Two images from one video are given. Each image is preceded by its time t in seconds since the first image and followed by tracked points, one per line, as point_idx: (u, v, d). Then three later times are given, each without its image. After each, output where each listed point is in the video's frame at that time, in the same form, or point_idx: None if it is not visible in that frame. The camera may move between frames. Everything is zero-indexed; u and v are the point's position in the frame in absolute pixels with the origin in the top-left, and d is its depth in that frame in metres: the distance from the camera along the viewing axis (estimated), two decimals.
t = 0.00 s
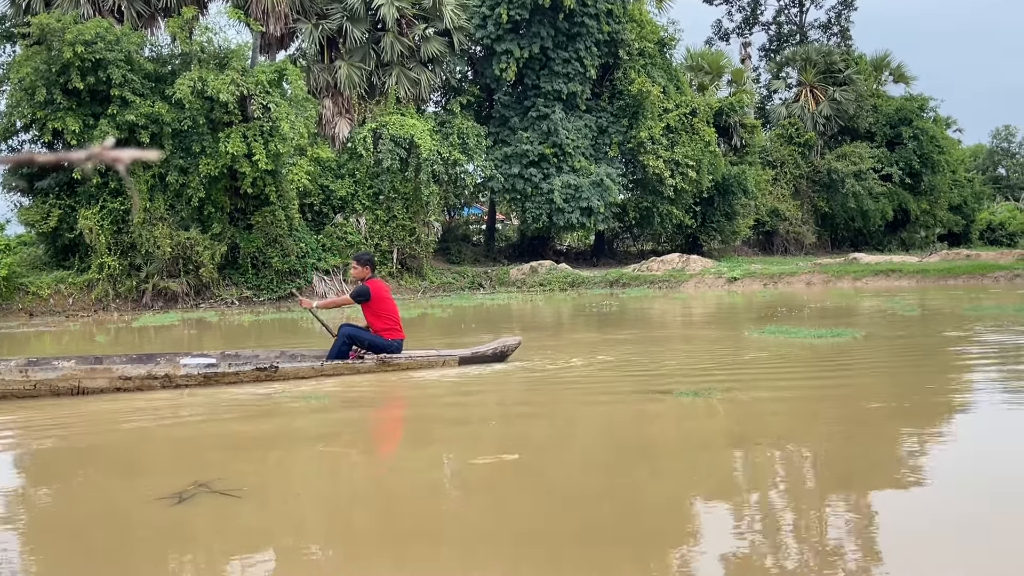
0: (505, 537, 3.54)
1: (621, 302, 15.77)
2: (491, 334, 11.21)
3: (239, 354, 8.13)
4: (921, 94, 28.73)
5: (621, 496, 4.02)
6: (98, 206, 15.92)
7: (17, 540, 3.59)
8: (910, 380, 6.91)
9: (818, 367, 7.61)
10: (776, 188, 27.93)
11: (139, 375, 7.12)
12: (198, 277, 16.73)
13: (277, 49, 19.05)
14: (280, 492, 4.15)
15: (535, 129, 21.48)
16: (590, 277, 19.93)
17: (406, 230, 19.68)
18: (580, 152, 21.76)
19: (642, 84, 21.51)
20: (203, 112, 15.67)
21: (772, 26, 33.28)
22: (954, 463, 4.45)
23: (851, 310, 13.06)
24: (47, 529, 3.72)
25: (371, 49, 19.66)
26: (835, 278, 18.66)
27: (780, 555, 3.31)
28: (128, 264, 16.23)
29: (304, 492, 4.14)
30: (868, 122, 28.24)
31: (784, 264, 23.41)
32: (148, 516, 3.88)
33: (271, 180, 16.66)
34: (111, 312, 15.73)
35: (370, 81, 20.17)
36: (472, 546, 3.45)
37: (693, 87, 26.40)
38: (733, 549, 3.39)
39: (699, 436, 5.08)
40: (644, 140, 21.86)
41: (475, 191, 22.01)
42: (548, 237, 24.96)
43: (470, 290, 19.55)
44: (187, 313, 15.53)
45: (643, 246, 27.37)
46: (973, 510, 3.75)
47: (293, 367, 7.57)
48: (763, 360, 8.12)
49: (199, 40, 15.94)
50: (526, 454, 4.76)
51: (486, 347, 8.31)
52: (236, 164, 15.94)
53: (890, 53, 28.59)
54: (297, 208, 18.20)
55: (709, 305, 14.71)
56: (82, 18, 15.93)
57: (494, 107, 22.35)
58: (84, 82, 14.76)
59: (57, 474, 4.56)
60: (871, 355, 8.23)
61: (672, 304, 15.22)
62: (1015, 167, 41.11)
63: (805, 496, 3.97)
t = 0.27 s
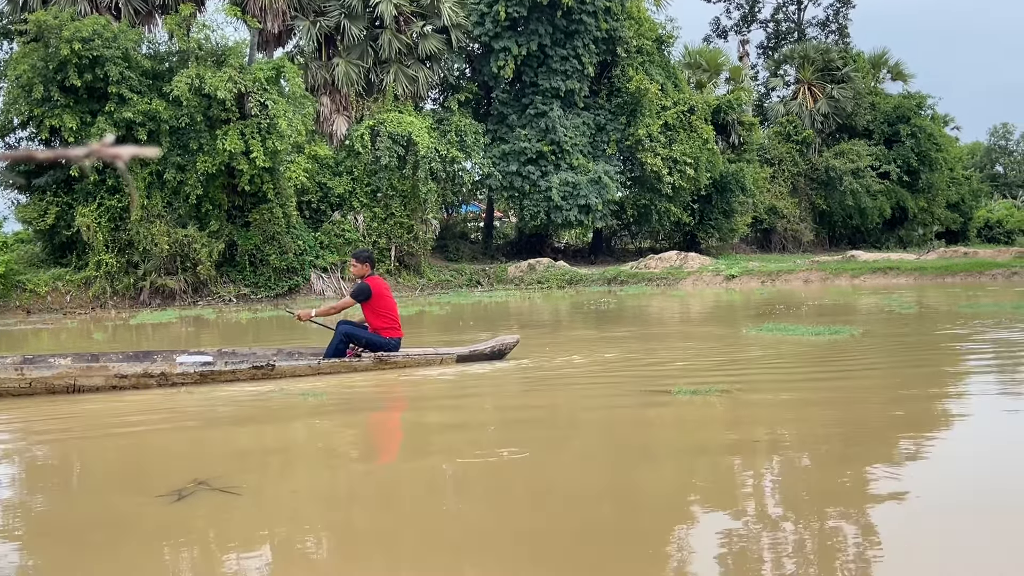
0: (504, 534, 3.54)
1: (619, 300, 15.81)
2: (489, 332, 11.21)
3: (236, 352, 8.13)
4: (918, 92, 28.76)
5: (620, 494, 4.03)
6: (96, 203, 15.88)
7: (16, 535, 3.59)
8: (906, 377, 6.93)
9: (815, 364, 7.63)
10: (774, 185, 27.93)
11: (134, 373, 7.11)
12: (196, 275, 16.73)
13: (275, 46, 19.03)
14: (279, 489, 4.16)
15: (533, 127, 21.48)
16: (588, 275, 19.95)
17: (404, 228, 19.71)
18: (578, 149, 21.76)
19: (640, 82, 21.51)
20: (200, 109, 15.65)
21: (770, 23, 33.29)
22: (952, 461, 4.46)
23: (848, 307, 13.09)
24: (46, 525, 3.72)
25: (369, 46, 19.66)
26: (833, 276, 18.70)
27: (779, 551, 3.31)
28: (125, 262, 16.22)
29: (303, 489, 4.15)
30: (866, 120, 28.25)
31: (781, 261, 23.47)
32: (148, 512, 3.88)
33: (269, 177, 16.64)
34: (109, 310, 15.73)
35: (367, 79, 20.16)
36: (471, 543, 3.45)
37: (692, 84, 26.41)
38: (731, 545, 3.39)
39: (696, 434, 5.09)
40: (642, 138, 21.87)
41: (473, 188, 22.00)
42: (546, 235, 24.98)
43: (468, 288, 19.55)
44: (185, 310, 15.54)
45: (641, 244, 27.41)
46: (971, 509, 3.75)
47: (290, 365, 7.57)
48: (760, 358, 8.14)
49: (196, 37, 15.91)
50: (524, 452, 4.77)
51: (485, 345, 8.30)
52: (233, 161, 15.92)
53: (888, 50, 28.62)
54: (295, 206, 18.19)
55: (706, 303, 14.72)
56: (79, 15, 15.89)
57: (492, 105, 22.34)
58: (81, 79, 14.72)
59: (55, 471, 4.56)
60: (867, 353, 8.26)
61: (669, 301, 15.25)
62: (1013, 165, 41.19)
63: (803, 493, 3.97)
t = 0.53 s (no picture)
0: (502, 533, 3.54)
1: (617, 298, 15.82)
2: (487, 329, 11.22)
3: (235, 349, 8.14)
4: (917, 90, 28.78)
5: (617, 492, 4.04)
6: (93, 201, 15.86)
7: (14, 537, 3.59)
8: (904, 375, 6.93)
9: (812, 362, 7.65)
10: (772, 183, 27.93)
11: (133, 371, 7.15)
12: (194, 273, 16.68)
13: (273, 44, 19.01)
14: (278, 487, 4.17)
15: (531, 124, 21.47)
16: (587, 273, 19.97)
17: (403, 226, 19.70)
18: (576, 147, 21.77)
19: (639, 80, 21.51)
20: (198, 107, 15.64)
21: (768, 21, 33.30)
22: (950, 459, 4.45)
23: (846, 305, 13.12)
24: (43, 526, 3.72)
25: (367, 44, 19.66)
26: (831, 274, 18.71)
27: (776, 548, 3.31)
28: (123, 260, 16.22)
29: (301, 488, 4.15)
30: (864, 118, 28.27)
31: (780, 259, 23.50)
32: (146, 512, 3.89)
33: (267, 175, 16.63)
34: (106, 308, 15.71)
35: (366, 77, 20.13)
36: (469, 542, 3.46)
37: (690, 82, 26.42)
38: (727, 542, 3.39)
39: (693, 432, 5.11)
40: (640, 136, 21.88)
41: (471, 186, 22.00)
42: (544, 233, 24.98)
43: (467, 286, 19.56)
44: (184, 308, 15.52)
45: (639, 242, 27.43)
46: (969, 508, 3.74)
47: (288, 363, 7.57)
48: (758, 356, 8.14)
49: (194, 35, 15.89)
50: (521, 449, 4.78)
51: (485, 342, 8.27)
52: (231, 159, 15.92)
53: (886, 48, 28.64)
54: (293, 203, 18.17)
55: (705, 300, 14.73)
56: (77, 13, 15.86)
57: (490, 103, 22.33)
58: (79, 77, 14.69)
59: (54, 471, 4.57)
60: (865, 351, 8.27)
61: (667, 299, 15.28)
62: (1011, 163, 41.26)
63: (800, 491, 3.98)
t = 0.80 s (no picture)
0: (501, 533, 3.55)
1: (615, 297, 15.84)
2: (485, 328, 11.23)
3: (235, 348, 8.14)
4: (915, 89, 28.79)
5: (616, 490, 4.06)
6: (91, 200, 15.85)
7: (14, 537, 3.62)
8: (900, 374, 6.96)
9: (808, 361, 7.67)
10: (771, 182, 27.93)
11: (132, 370, 7.14)
12: (192, 272, 16.63)
13: (271, 42, 18.98)
14: (276, 486, 4.20)
15: (530, 123, 21.46)
16: (585, 271, 19.98)
17: (401, 224, 19.69)
18: (574, 146, 21.76)
19: (637, 78, 21.52)
20: (197, 105, 15.64)
21: (767, 19, 33.30)
22: (950, 458, 4.46)
23: (844, 304, 13.13)
24: (43, 525, 3.75)
25: (365, 42, 19.63)
26: (829, 272, 18.72)
27: (775, 549, 3.33)
28: (121, 258, 16.20)
29: (300, 486, 4.18)
30: (863, 117, 28.28)
31: (778, 258, 23.53)
32: (145, 511, 3.92)
33: (265, 173, 16.63)
34: (104, 306, 15.68)
35: (364, 75, 20.11)
36: (467, 540, 3.47)
37: (688, 81, 26.42)
38: (724, 542, 3.41)
39: (690, 429, 5.14)
40: (638, 134, 21.88)
41: (469, 184, 21.98)
42: (542, 231, 24.98)
43: (465, 284, 19.55)
44: (182, 307, 15.50)
45: (638, 240, 27.45)
46: (968, 506, 3.75)
47: (288, 362, 7.58)
48: (757, 354, 8.17)
49: (192, 33, 15.87)
50: (520, 448, 4.80)
51: (485, 341, 8.30)
52: (229, 157, 15.92)
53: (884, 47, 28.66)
54: (291, 202, 18.16)
55: (702, 299, 14.74)
56: (74, 11, 15.83)
57: (489, 101, 22.32)
58: (77, 75, 14.66)
59: (53, 470, 4.59)
60: (863, 349, 8.30)
61: (666, 298, 15.30)
62: (1009, 162, 41.29)
63: (797, 489, 4.00)
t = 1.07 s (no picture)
0: (500, 532, 3.56)
1: (614, 295, 15.86)
2: (485, 326, 11.24)
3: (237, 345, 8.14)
4: (914, 88, 28.81)
5: (614, 488, 4.08)
6: (91, 198, 15.83)
7: (14, 535, 3.64)
8: (899, 372, 6.98)
9: (807, 359, 7.69)
10: (770, 181, 27.94)
11: (134, 368, 7.14)
12: (191, 270, 16.57)
13: (270, 40, 18.96)
14: (276, 485, 4.22)
15: (529, 121, 21.45)
16: (584, 270, 19.98)
17: (400, 223, 19.67)
18: (574, 144, 21.76)
19: (636, 77, 21.52)
20: (196, 103, 15.62)
21: (766, 18, 33.30)
22: (949, 457, 4.47)
23: (843, 303, 13.16)
24: (43, 524, 3.77)
25: (364, 41, 19.59)
26: (828, 271, 18.74)
27: (773, 548, 3.33)
28: (120, 256, 16.18)
29: (299, 485, 4.19)
30: (861, 116, 28.30)
31: (777, 257, 23.55)
32: (145, 509, 3.95)
33: (264, 172, 16.62)
34: (103, 304, 15.63)
35: (363, 73, 20.09)
36: (466, 539, 3.48)
37: (687, 80, 26.44)
38: (722, 540, 3.42)
39: (688, 428, 5.17)
40: (637, 133, 21.89)
41: (468, 183, 21.98)
42: (541, 230, 24.99)
43: (464, 283, 19.55)
44: (181, 305, 15.48)
45: (637, 239, 27.48)
46: (966, 505, 3.76)
47: (290, 360, 7.60)
48: (756, 353, 8.19)
49: (191, 31, 15.85)
50: (519, 447, 4.82)
51: (488, 339, 8.32)
52: (229, 156, 15.93)
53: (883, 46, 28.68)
54: (290, 200, 18.15)
55: (701, 297, 14.75)
56: (73, 9, 15.81)
57: (488, 100, 22.31)
58: (76, 73, 14.63)
59: (53, 468, 4.62)
60: (862, 348, 8.31)
61: (665, 296, 15.32)
62: (1008, 161, 41.34)
63: (795, 488, 4.01)
